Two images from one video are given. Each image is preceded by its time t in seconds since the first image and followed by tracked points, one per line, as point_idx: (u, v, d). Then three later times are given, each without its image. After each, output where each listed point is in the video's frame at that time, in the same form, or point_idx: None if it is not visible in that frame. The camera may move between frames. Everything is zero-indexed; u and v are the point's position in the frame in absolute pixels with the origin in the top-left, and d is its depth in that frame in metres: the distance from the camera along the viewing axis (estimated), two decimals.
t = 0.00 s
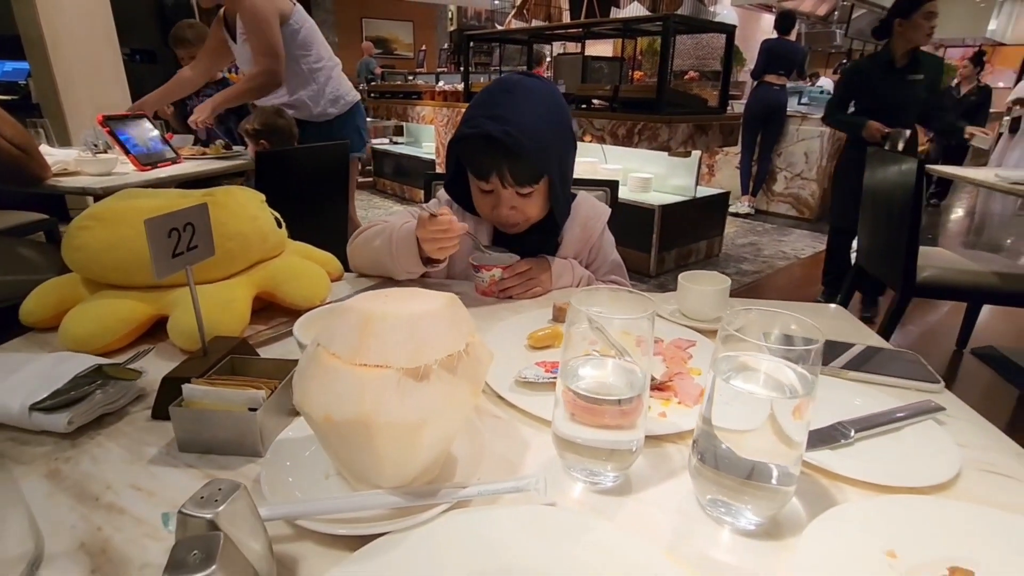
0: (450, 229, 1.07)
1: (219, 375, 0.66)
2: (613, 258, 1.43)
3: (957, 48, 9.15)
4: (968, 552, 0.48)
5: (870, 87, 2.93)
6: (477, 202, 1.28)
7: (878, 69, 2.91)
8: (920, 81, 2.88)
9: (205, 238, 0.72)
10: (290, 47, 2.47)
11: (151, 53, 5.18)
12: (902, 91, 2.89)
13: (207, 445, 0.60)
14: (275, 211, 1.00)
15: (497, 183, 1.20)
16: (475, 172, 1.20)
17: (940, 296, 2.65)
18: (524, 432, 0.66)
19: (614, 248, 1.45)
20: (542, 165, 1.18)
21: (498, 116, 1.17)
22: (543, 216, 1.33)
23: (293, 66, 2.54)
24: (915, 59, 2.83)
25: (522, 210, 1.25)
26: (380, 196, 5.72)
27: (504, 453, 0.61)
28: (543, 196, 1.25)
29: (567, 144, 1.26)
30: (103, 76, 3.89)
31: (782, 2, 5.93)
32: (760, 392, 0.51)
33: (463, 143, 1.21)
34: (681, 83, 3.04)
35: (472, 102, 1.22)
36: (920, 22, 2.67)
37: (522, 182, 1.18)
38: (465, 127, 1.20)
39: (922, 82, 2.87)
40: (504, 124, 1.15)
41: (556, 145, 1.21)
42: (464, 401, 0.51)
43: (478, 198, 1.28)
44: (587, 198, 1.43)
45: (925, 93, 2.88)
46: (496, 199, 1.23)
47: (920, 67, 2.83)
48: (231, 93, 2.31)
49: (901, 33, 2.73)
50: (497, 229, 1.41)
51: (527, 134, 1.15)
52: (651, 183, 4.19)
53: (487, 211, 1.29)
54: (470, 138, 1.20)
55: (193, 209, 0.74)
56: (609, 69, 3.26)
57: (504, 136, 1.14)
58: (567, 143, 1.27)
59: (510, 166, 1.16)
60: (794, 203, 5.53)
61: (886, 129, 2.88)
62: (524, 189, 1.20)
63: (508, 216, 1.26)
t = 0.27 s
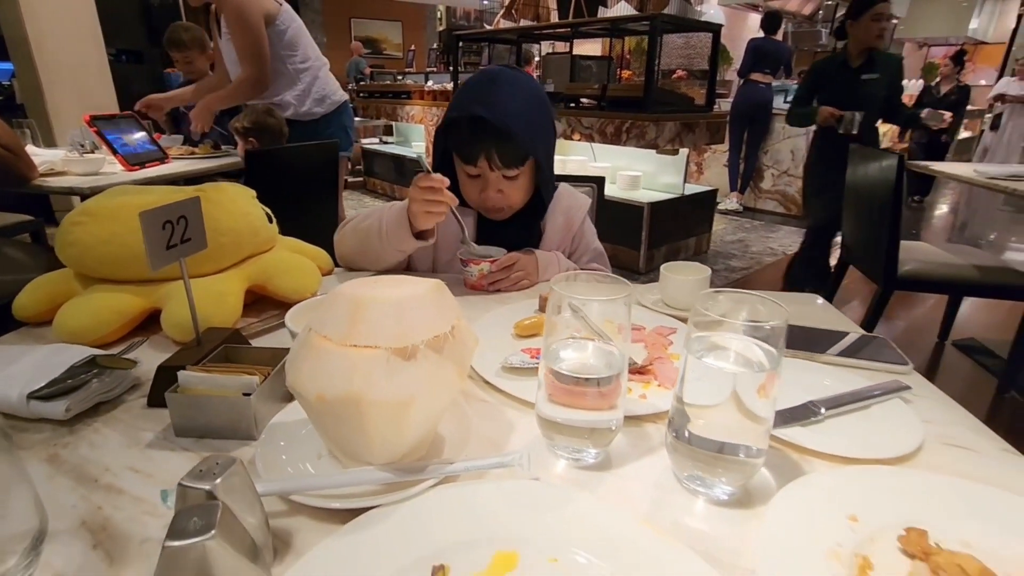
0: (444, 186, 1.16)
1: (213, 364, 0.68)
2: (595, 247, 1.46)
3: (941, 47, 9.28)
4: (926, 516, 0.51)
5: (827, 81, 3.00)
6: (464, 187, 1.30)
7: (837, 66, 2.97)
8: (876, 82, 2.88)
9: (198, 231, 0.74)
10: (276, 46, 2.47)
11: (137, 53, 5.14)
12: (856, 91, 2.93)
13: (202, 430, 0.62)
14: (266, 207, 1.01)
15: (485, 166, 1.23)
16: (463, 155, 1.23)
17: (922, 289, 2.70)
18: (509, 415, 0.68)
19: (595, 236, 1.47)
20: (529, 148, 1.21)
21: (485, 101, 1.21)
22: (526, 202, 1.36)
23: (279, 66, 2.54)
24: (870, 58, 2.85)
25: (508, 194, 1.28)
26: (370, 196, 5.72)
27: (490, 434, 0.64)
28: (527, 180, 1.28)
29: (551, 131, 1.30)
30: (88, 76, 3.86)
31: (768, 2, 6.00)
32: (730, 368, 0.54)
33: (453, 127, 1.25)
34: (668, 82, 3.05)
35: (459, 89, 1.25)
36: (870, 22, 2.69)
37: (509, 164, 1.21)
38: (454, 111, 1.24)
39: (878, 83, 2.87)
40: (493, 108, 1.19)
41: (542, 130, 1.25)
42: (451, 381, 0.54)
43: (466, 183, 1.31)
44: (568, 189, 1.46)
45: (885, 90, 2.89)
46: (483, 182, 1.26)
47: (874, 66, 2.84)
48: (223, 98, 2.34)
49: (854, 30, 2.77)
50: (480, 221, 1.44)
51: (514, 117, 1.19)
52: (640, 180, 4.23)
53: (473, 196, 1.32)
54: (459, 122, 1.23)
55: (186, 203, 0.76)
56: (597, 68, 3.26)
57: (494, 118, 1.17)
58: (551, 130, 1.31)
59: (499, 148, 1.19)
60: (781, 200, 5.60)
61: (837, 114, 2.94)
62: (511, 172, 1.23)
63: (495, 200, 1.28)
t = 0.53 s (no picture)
0: (434, 162, 1.22)
1: (211, 352, 0.72)
2: (572, 238, 1.49)
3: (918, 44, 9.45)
4: (873, 478, 0.56)
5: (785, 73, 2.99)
6: (449, 175, 1.37)
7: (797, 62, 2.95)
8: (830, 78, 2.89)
9: (194, 226, 0.77)
10: (262, 48, 2.50)
11: (118, 53, 5.09)
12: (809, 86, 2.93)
13: (203, 413, 0.66)
14: (257, 204, 1.04)
15: (469, 153, 1.30)
16: (447, 143, 1.31)
17: (896, 280, 2.79)
18: (494, 395, 0.73)
19: (573, 228, 1.51)
20: (511, 134, 1.29)
21: (468, 91, 1.28)
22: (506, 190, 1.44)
23: (264, 67, 2.56)
24: (827, 53, 2.85)
25: (491, 180, 1.36)
26: (357, 195, 5.72)
27: (475, 412, 0.68)
28: (509, 167, 1.36)
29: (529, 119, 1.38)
30: (69, 76, 3.83)
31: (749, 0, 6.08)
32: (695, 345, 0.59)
33: (438, 116, 1.32)
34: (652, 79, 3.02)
35: (442, 81, 1.31)
36: (818, 17, 2.72)
37: (492, 151, 1.29)
38: (438, 101, 1.31)
39: (832, 78, 2.87)
40: (478, 98, 1.25)
41: (522, 118, 1.33)
42: (438, 361, 0.58)
43: (449, 171, 1.38)
44: (545, 183, 1.51)
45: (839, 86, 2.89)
46: (468, 169, 1.33)
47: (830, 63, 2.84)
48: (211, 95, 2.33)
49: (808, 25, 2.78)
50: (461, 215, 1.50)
51: (499, 107, 1.26)
52: (625, 178, 4.29)
53: (456, 183, 1.39)
54: (443, 112, 1.30)
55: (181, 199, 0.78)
56: (582, 66, 3.27)
57: (480, 106, 1.24)
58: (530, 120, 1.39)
59: (483, 135, 1.27)
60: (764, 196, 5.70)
61: (791, 103, 2.93)
62: (494, 158, 1.31)
63: (479, 186, 1.36)
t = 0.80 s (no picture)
0: (418, 151, 1.25)
1: (202, 330, 0.74)
2: (551, 223, 1.50)
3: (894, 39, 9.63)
4: (822, 431, 0.62)
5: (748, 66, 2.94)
6: (429, 160, 1.42)
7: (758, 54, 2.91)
8: (795, 68, 2.89)
9: (184, 212, 0.80)
10: (250, 43, 2.50)
11: (94, 50, 5.02)
12: (777, 76, 2.90)
13: (197, 389, 0.69)
14: (243, 194, 1.07)
15: (448, 137, 1.36)
16: (427, 128, 1.36)
17: (870, 267, 2.87)
18: (475, 368, 0.77)
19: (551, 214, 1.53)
20: (489, 118, 1.37)
21: (448, 76, 1.34)
22: (482, 177, 1.50)
23: (252, 62, 2.56)
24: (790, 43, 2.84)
25: (470, 164, 1.42)
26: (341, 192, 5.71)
27: (458, 382, 0.72)
28: (485, 152, 1.43)
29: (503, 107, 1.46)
30: (45, 74, 3.78)
31: None
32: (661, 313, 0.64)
33: (417, 102, 1.37)
34: (634, 74, 3.09)
35: (420, 68, 1.37)
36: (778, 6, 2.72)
37: (471, 134, 1.37)
38: (417, 88, 1.37)
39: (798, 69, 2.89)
40: (456, 82, 1.33)
41: (498, 104, 1.41)
42: (421, 332, 0.62)
43: (428, 157, 1.43)
44: (520, 171, 1.56)
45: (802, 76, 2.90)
46: (447, 154, 1.39)
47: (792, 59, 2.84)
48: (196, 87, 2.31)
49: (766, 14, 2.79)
50: (440, 203, 1.54)
51: (476, 91, 1.34)
52: (608, 171, 4.34)
53: (435, 169, 1.44)
54: (423, 97, 1.36)
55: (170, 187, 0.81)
56: (564, 61, 3.25)
57: (459, 90, 1.32)
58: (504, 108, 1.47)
59: (462, 118, 1.34)
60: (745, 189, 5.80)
61: (746, 106, 2.93)
62: (472, 142, 1.38)
63: (458, 170, 1.42)
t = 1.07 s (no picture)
0: (405, 149, 1.28)
1: (190, 314, 0.78)
2: (525, 210, 1.56)
3: (866, 31, 9.81)
4: (770, 391, 0.67)
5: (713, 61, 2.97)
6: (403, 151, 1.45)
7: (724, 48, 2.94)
8: (760, 59, 2.96)
9: (168, 201, 0.82)
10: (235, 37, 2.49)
11: (63, 46, 4.92)
12: (746, 67, 2.96)
13: (186, 368, 0.72)
14: (225, 185, 1.09)
15: (422, 128, 1.41)
16: (401, 120, 1.40)
17: (839, 253, 2.97)
18: (453, 344, 0.81)
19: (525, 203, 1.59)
20: (461, 107, 1.43)
21: (419, 67, 1.39)
22: (456, 167, 1.54)
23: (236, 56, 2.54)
24: (755, 33, 2.92)
25: (444, 155, 1.47)
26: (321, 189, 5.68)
27: (436, 355, 0.77)
28: (459, 142, 1.48)
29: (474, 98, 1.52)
30: (14, 71, 3.71)
31: None
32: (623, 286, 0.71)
33: (390, 94, 1.41)
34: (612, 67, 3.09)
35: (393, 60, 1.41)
36: None
37: (445, 123, 1.42)
38: (390, 80, 1.41)
39: (764, 59, 2.97)
40: (429, 72, 1.37)
41: (469, 94, 1.47)
42: (399, 307, 0.66)
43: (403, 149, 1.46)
44: (495, 161, 1.61)
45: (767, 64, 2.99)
46: (421, 145, 1.44)
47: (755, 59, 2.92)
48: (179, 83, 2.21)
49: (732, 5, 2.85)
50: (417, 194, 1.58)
51: (448, 81, 1.39)
52: (587, 164, 4.40)
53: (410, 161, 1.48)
54: (396, 89, 1.40)
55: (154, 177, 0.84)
56: (542, 55, 3.24)
57: (432, 79, 1.37)
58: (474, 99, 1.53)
59: (435, 109, 1.39)
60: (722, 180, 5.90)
61: (716, 109, 2.93)
62: (446, 132, 1.43)
63: (433, 159, 1.46)
